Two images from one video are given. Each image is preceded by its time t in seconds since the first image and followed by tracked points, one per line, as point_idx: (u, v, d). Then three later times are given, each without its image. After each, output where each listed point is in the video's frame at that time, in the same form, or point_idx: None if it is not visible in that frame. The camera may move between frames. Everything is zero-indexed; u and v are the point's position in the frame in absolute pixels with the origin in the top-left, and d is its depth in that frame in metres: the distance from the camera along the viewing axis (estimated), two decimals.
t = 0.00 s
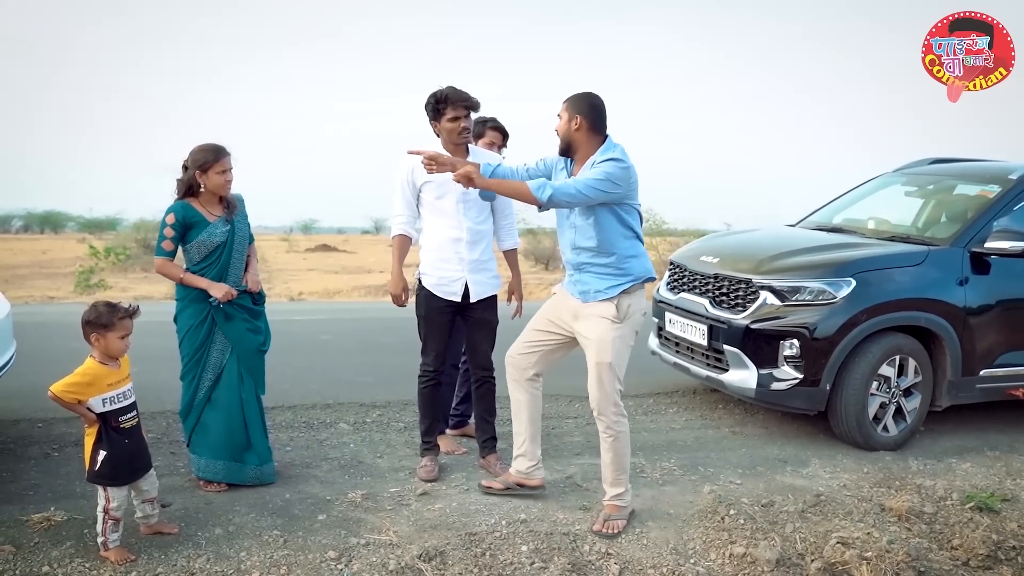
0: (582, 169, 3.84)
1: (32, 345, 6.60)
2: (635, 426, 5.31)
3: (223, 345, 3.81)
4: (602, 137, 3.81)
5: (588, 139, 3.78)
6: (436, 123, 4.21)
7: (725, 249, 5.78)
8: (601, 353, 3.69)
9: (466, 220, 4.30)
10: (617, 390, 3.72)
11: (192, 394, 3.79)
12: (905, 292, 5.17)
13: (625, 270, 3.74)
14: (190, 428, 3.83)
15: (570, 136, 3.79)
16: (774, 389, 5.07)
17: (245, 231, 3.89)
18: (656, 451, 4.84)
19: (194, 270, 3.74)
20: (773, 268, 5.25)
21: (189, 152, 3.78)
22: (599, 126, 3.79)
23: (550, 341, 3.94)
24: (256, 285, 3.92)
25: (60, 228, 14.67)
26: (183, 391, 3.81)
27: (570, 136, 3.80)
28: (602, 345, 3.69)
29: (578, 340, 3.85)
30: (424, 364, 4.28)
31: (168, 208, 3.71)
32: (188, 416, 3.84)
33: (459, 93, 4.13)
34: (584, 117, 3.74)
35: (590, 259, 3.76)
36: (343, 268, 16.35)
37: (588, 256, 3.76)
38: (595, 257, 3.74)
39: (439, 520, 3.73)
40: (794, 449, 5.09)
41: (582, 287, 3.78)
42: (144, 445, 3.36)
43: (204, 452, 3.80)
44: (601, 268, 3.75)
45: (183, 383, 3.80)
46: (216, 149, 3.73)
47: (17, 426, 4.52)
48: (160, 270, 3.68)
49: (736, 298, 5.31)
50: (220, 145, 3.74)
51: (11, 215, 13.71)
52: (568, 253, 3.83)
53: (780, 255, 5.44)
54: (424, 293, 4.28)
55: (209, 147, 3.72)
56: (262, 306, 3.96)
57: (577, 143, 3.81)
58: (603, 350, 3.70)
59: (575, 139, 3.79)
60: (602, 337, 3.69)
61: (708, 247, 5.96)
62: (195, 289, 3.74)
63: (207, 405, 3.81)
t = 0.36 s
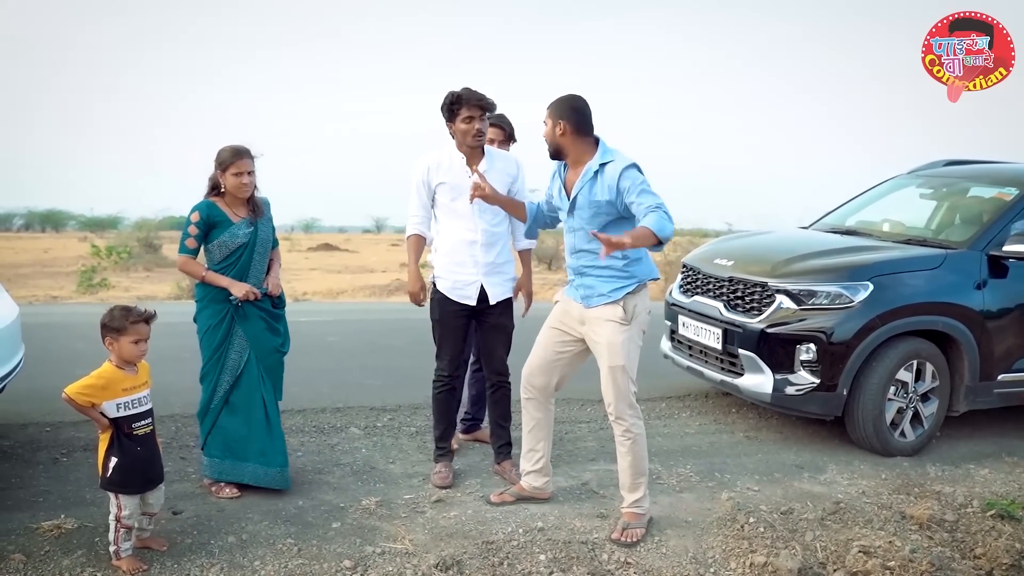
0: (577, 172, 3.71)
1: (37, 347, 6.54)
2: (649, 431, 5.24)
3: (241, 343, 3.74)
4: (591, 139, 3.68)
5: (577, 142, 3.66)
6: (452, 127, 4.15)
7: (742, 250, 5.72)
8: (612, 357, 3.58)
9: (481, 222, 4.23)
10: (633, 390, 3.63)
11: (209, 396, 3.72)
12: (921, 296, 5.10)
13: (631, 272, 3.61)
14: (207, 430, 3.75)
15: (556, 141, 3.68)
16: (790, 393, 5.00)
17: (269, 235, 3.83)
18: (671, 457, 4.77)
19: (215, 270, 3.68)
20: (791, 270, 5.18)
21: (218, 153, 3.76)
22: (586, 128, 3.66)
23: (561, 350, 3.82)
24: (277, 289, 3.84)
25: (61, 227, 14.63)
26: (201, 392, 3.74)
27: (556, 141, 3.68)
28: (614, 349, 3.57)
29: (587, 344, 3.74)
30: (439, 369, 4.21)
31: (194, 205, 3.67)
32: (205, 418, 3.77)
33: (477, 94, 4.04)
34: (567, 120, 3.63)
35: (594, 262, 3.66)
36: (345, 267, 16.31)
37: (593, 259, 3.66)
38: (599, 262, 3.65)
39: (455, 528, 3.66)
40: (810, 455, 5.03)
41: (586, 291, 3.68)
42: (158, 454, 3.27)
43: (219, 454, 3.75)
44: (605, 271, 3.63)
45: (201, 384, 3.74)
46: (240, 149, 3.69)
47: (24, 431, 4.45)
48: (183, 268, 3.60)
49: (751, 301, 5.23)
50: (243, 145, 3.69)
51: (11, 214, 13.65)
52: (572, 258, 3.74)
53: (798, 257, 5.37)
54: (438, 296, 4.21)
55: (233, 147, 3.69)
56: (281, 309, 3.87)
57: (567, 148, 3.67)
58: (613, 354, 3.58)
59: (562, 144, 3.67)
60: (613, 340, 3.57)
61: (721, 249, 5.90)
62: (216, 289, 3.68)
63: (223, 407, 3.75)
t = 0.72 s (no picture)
0: (605, 176, 3.63)
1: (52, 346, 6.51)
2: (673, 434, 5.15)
3: (269, 340, 3.68)
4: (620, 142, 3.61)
5: (605, 146, 3.58)
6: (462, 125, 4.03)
7: (766, 250, 5.64)
8: (653, 363, 3.50)
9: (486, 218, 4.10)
10: (676, 393, 3.57)
11: (236, 397, 3.67)
12: (946, 298, 5.00)
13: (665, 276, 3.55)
14: (233, 431, 3.70)
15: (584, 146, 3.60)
16: (816, 396, 4.92)
17: (297, 236, 3.77)
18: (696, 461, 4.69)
19: (241, 268, 3.63)
20: (818, 271, 5.10)
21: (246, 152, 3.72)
22: (612, 131, 3.58)
23: (595, 351, 3.76)
24: (303, 288, 3.76)
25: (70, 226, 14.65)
26: (233, 392, 3.68)
27: (584, 146, 3.60)
28: (654, 356, 3.49)
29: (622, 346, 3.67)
30: (459, 370, 4.11)
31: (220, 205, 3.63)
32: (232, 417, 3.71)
33: (488, 93, 3.88)
34: (593, 124, 3.55)
35: (627, 267, 3.61)
36: (353, 267, 16.30)
37: (626, 264, 3.61)
38: (632, 266, 3.59)
39: (481, 533, 3.59)
40: (837, 459, 4.94)
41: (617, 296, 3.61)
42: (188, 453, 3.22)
43: (245, 454, 3.70)
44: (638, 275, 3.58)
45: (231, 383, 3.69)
46: (268, 149, 3.64)
47: (41, 432, 4.40)
48: (209, 268, 3.58)
49: (776, 302, 5.15)
50: (271, 144, 3.64)
51: (20, 214, 13.66)
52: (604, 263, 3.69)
53: (828, 258, 5.28)
54: (456, 294, 4.10)
55: (262, 146, 3.63)
56: (308, 312, 3.81)
57: (593, 150, 3.59)
58: (654, 360, 3.50)
59: (590, 150, 3.60)
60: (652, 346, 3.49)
61: (746, 249, 5.82)
62: (242, 288, 3.63)
63: (249, 408, 3.68)
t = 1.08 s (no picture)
0: (649, 176, 3.57)
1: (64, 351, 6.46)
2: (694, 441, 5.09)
3: (296, 349, 3.68)
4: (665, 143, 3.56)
5: (653, 145, 3.52)
6: (487, 125, 3.95)
7: (787, 254, 5.60)
8: (688, 368, 3.49)
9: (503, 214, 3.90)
10: (709, 398, 3.57)
11: (263, 406, 3.64)
12: (969, 303, 4.93)
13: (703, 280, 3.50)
14: (258, 441, 3.66)
15: (631, 145, 3.52)
16: (839, 403, 4.86)
17: (318, 244, 3.76)
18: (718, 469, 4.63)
19: (268, 278, 3.60)
20: (841, 276, 5.04)
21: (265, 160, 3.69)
22: (660, 132, 3.52)
23: (626, 359, 3.72)
24: (329, 296, 3.78)
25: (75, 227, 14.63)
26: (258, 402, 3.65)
27: (630, 144, 3.52)
28: (689, 362, 3.49)
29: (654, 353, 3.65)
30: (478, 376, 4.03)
31: (243, 216, 3.59)
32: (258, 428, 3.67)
33: (523, 103, 3.79)
34: (643, 122, 3.48)
35: (665, 269, 3.54)
36: (358, 268, 16.29)
37: (664, 266, 3.54)
38: (670, 268, 3.53)
39: (507, 544, 3.54)
40: (860, 466, 4.88)
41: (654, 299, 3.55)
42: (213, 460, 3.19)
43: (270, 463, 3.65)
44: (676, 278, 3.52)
45: (257, 394, 3.66)
46: (292, 157, 3.63)
47: (57, 440, 4.36)
48: (235, 280, 3.54)
49: (797, 307, 5.10)
50: (295, 152, 3.63)
51: (24, 215, 13.59)
52: (639, 263, 3.62)
53: (852, 262, 5.23)
54: (474, 300, 3.99)
55: (285, 154, 3.62)
56: (335, 317, 3.82)
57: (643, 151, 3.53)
58: (689, 365, 3.49)
59: (637, 148, 3.52)
60: (687, 351, 3.49)
61: (766, 253, 5.78)
62: (270, 297, 3.61)
63: (276, 417, 3.66)
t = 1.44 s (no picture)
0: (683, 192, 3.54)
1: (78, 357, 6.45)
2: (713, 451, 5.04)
3: (321, 362, 3.68)
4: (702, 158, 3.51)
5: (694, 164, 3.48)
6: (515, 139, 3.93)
7: (806, 263, 5.56)
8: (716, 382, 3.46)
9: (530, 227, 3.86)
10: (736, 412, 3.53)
11: (288, 420, 3.62)
12: (991, 314, 4.88)
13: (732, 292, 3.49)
14: (285, 453, 3.67)
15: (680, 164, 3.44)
16: (860, 414, 4.81)
17: (338, 256, 3.76)
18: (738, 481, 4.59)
19: (291, 291, 3.59)
20: (862, 286, 5.00)
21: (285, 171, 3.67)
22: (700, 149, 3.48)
23: (652, 373, 3.69)
24: (350, 307, 3.80)
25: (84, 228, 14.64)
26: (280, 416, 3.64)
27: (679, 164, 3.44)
28: (718, 377, 3.45)
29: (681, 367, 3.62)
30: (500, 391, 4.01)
31: (265, 228, 3.58)
32: (282, 442, 3.67)
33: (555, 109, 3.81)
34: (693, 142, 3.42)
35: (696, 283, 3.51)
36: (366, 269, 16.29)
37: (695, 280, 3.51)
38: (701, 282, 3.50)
39: (530, 559, 3.50)
40: (882, 478, 4.84)
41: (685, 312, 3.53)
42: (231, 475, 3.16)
43: (291, 475, 3.67)
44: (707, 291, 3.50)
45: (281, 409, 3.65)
46: (312, 168, 3.61)
47: (75, 450, 4.34)
48: (258, 292, 3.53)
49: (818, 318, 5.06)
50: (316, 163, 3.61)
51: (31, 214, 13.55)
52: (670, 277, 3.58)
53: (871, 271, 5.19)
54: (495, 314, 3.95)
55: (306, 166, 3.60)
56: (358, 327, 3.81)
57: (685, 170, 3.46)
58: (717, 379, 3.46)
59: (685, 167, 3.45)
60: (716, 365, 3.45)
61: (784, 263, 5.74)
62: (294, 310, 3.60)
63: (302, 430, 3.66)
